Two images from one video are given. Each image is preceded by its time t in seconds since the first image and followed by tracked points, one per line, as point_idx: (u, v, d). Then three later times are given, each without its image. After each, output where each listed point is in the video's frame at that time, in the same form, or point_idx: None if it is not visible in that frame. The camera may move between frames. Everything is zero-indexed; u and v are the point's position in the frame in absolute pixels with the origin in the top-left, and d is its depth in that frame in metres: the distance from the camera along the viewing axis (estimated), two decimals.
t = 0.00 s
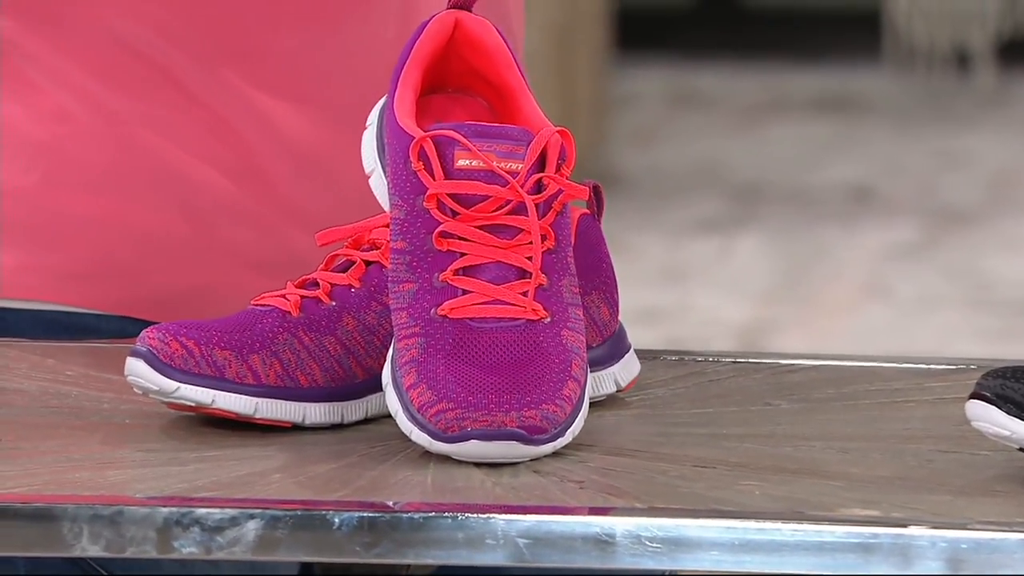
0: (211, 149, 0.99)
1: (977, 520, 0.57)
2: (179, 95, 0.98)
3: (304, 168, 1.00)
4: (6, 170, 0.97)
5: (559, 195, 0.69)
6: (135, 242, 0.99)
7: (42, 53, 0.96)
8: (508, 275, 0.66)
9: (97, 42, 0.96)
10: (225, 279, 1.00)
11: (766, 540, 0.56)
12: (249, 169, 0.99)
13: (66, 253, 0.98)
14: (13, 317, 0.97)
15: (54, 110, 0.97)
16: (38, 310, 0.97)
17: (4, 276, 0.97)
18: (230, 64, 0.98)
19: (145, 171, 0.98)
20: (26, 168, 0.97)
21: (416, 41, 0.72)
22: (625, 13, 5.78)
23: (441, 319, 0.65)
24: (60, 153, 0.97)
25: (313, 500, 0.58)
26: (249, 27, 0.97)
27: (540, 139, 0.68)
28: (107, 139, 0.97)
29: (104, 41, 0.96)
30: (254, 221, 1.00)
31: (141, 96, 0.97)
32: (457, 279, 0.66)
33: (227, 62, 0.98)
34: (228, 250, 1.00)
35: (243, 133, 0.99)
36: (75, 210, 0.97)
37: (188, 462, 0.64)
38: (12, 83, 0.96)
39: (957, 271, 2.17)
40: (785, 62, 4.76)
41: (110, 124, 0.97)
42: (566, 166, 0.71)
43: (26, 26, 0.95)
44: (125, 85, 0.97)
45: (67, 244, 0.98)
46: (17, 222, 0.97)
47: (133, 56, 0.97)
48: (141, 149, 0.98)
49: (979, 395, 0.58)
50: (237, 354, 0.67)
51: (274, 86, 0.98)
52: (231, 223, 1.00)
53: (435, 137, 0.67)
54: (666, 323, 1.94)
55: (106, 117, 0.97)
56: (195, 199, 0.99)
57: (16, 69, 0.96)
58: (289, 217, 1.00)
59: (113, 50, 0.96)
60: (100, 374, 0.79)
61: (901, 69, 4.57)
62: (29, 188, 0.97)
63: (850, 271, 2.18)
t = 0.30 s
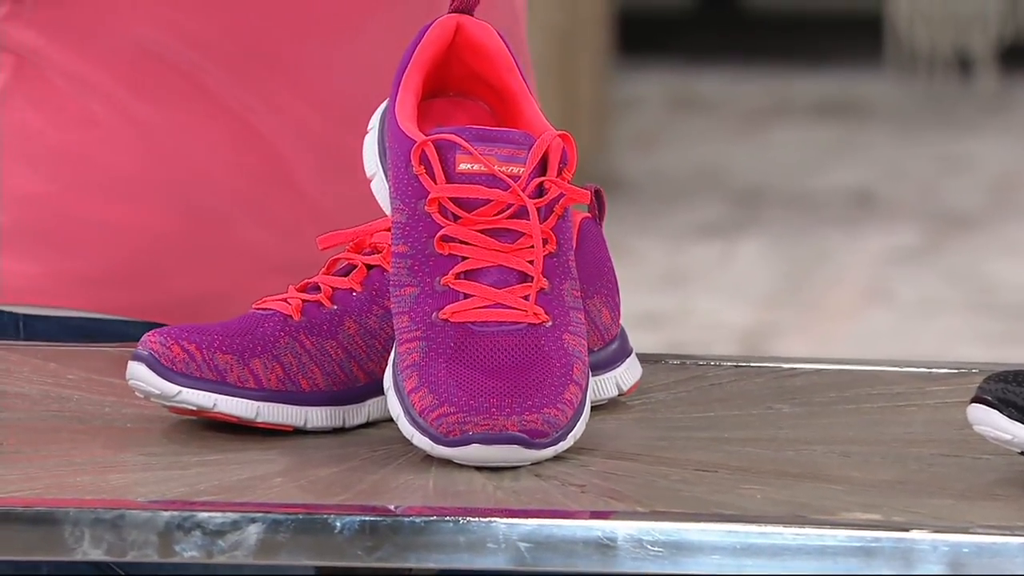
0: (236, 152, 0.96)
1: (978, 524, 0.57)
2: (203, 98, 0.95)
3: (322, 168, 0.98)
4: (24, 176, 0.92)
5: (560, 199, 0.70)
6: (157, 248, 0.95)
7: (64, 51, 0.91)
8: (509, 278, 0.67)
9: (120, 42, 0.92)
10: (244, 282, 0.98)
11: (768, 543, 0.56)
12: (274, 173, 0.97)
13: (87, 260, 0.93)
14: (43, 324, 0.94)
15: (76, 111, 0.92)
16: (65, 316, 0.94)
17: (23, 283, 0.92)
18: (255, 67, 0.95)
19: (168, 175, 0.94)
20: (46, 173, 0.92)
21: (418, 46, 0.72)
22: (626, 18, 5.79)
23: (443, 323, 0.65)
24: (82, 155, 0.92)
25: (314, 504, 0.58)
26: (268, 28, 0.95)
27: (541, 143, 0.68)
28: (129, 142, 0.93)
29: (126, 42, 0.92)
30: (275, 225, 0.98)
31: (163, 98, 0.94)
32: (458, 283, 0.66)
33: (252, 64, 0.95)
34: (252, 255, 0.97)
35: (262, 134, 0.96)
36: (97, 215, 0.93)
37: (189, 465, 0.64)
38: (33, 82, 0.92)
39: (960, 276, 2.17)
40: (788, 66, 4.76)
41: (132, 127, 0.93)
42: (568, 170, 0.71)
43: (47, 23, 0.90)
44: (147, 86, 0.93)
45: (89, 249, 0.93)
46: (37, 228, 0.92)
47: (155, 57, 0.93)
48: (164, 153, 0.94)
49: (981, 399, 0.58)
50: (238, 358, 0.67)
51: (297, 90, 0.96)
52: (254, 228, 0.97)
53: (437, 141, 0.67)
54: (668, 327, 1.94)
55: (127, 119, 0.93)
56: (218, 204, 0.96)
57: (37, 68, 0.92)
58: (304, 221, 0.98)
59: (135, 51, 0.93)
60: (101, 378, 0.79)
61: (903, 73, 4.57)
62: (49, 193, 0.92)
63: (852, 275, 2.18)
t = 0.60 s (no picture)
0: (260, 154, 0.93)
1: (979, 528, 0.57)
2: (226, 99, 0.93)
3: (344, 172, 0.95)
4: (40, 181, 0.92)
5: (561, 203, 0.70)
6: (181, 252, 0.93)
7: (82, 57, 0.91)
8: (509, 282, 0.67)
9: (139, 46, 0.91)
10: (266, 285, 0.96)
11: (769, 548, 0.56)
12: (299, 175, 0.95)
13: (107, 264, 0.93)
14: (69, 328, 0.95)
15: (96, 116, 0.91)
16: (90, 320, 0.94)
17: (45, 289, 0.92)
18: (276, 69, 0.93)
19: (190, 178, 0.92)
20: (66, 178, 0.92)
21: (418, 49, 0.72)
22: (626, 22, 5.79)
23: (443, 327, 0.65)
24: (102, 160, 0.92)
25: (314, 508, 0.58)
26: (282, 31, 0.92)
27: (541, 147, 0.68)
28: (150, 145, 0.92)
29: (144, 45, 0.91)
30: (299, 228, 0.95)
31: (185, 101, 0.92)
32: (458, 286, 0.66)
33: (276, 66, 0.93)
34: (278, 259, 0.95)
35: (281, 131, 0.94)
36: (118, 219, 0.92)
37: (189, 469, 0.64)
38: (52, 89, 0.91)
39: (961, 280, 2.17)
40: (789, 70, 4.76)
41: (154, 131, 0.92)
42: (568, 174, 0.71)
43: (62, 29, 0.90)
44: (169, 89, 0.92)
45: (111, 254, 0.93)
46: (57, 234, 0.92)
47: (176, 59, 0.92)
48: (185, 156, 0.92)
49: (981, 403, 0.58)
50: (239, 362, 0.67)
51: (319, 92, 0.94)
52: (277, 230, 0.95)
53: (437, 145, 0.67)
54: (669, 331, 1.95)
55: (148, 123, 0.92)
56: (242, 207, 0.94)
57: (56, 75, 0.91)
58: (324, 225, 0.95)
59: (155, 54, 0.91)
60: (102, 382, 0.79)
61: (903, 77, 4.58)
62: (69, 199, 0.92)
63: (852, 279, 2.18)
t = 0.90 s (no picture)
0: (262, 155, 0.93)
1: (979, 532, 0.57)
2: (228, 101, 0.92)
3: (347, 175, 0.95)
4: (43, 183, 0.92)
5: (561, 207, 0.70)
6: (184, 254, 0.93)
7: (84, 60, 0.91)
8: (510, 286, 0.67)
9: (141, 48, 0.91)
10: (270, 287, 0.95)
11: (769, 552, 0.56)
12: (300, 174, 0.94)
13: (108, 266, 0.93)
14: (73, 331, 0.95)
15: (97, 118, 0.92)
16: (93, 323, 0.94)
17: (48, 290, 0.93)
18: (278, 70, 0.93)
19: (193, 181, 0.92)
20: (68, 181, 0.92)
21: (419, 53, 0.72)
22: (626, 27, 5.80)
23: (443, 331, 0.65)
24: (104, 163, 0.92)
25: (315, 512, 0.58)
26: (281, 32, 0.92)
27: (541, 151, 0.68)
28: (151, 147, 0.92)
29: (146, 47, 0.91)
30: (302, 229, 0.94)
31: (185, 102, 0.92)
32: (459, 290, 0.66)
33: (279, 65, 0.93)
34: (280, 258, 0.94)
35: (282, 131, 0.93)
36: (122, 222, 0.93)
37: (190, 473, 0.64)
38: (54, 93, 0.92)
39: (962, 284, 2.17)
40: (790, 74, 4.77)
41: (156, 134, 0.92)
42: (568, 178, 0.71)
43: (61, 33, 0.91)
44: (169, 90, 0.92)
45: (114, 256, 0.93)
46: (58, 236, 0.92)
47: (177, 60, 0.91)
48: (188, 159, 0.92)
49: (981, 406, 0.58)
50: (239, 366, 0.67)
51: (321, 92, 0.93)
52: (279, 229, 0.94)
53: (438, 149, 0.67)
54: (670, 336, 1.95)
55: (148, 124, 0.92)
56: (245, 209, 0.93)
57: (57, 78, 0.91)
58: (326, 228, 0.95)
59: (156, 56, 0.91)
60: (103, 386, 0.79)
61: (904, 82, 4.58)
62: (70, 201, 0.92)
63: (852, 283, 2.19)
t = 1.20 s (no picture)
0: (253, 159, 0.94)
1: (982, 536, 0.57)
2: (219, 105, 0.93)
3: (349, 178, 0.95)
4: (33, 187, 0.92)
5: (563, 211, 0.70)
6: (177, 258, 0.94)
7: (74, 63, 0.91)
8: (512, 290, 0.67)
9: (133, 52, 0.91)
10: (266, 290, 0.96)
11: (771, 555, 0.56)
12: (293, 178, 0.94)
13: (100, 270, 0.93)
14: (62, 334, 0.95)
15: (86, 122, 0.92)
16: (83, 327, 0.94)
17: (39, 294, 0.93)
18: (272, 76, 0.93)
19: (185, 185, 0.93)
20: (59, 185, 0.92)
21: (422, 57, 0.72)
22: (629, 30, 5.80)
23: (446, 335, 0.65)
24: (94, 166, 0.92)
25: (317, 515, 0.58)
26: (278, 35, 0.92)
27: (544, 155, 0.68)
28: (143, 150, 0.92)
29: (139, 50, 0.91)
30: (295, 234, 0.95)
31: (176, 106, 0.92)
32: (462, 294, 0.66)
33: (269, 71, 0.93)
34: (274, 263, 0.95)
35: (274, 137, 0.94)
36: (114, 225, 0.93)
37: (192, 477, 0.64)
38: (44, 95, 0.92)
39: (966, 288, 2.17)
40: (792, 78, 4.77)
41: (146, 138, 0.92)
42: (571, 181, 0.71)
43: (51, 35, 0.90)
44: (160, 94, 0.92)
45: (104, 259, 0.93)
46: (50, 239, 0.92)
47: (169, 64, 0.92)
48: (179, 163, 0.92)
49: (984, 409, 0.58)
50: (242, 369, 0.67)
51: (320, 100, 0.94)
52: (271, 235, 0.95)
53: (440, 152, 0.67)
54: (673, 339, 1.95)
55: (139, 128, 0.92)
56: (235, 213, 0.94)
57: (46, 80, 0.91)
58: (324, 233, 0.96)
59: (147, 59, 0.92)
60: (105, 390, 0.80)
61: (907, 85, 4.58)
62: (62, 204, 0.92)
63: (855, 287, 2.19)
